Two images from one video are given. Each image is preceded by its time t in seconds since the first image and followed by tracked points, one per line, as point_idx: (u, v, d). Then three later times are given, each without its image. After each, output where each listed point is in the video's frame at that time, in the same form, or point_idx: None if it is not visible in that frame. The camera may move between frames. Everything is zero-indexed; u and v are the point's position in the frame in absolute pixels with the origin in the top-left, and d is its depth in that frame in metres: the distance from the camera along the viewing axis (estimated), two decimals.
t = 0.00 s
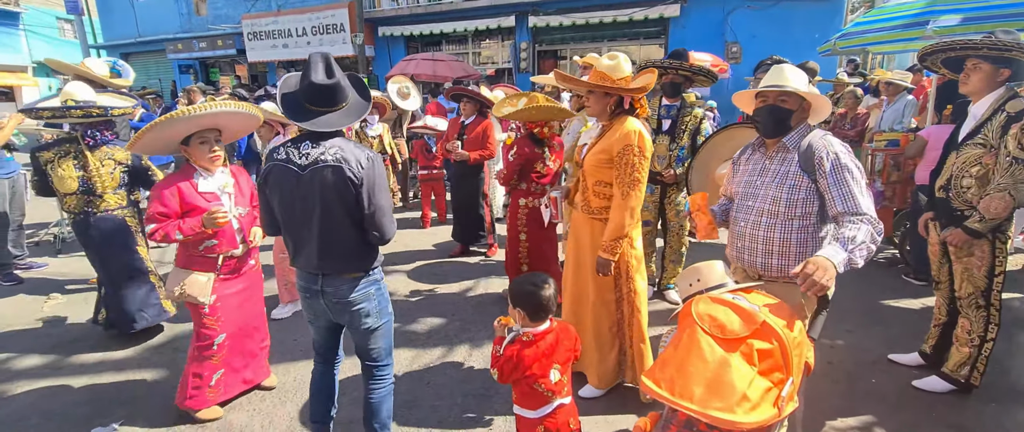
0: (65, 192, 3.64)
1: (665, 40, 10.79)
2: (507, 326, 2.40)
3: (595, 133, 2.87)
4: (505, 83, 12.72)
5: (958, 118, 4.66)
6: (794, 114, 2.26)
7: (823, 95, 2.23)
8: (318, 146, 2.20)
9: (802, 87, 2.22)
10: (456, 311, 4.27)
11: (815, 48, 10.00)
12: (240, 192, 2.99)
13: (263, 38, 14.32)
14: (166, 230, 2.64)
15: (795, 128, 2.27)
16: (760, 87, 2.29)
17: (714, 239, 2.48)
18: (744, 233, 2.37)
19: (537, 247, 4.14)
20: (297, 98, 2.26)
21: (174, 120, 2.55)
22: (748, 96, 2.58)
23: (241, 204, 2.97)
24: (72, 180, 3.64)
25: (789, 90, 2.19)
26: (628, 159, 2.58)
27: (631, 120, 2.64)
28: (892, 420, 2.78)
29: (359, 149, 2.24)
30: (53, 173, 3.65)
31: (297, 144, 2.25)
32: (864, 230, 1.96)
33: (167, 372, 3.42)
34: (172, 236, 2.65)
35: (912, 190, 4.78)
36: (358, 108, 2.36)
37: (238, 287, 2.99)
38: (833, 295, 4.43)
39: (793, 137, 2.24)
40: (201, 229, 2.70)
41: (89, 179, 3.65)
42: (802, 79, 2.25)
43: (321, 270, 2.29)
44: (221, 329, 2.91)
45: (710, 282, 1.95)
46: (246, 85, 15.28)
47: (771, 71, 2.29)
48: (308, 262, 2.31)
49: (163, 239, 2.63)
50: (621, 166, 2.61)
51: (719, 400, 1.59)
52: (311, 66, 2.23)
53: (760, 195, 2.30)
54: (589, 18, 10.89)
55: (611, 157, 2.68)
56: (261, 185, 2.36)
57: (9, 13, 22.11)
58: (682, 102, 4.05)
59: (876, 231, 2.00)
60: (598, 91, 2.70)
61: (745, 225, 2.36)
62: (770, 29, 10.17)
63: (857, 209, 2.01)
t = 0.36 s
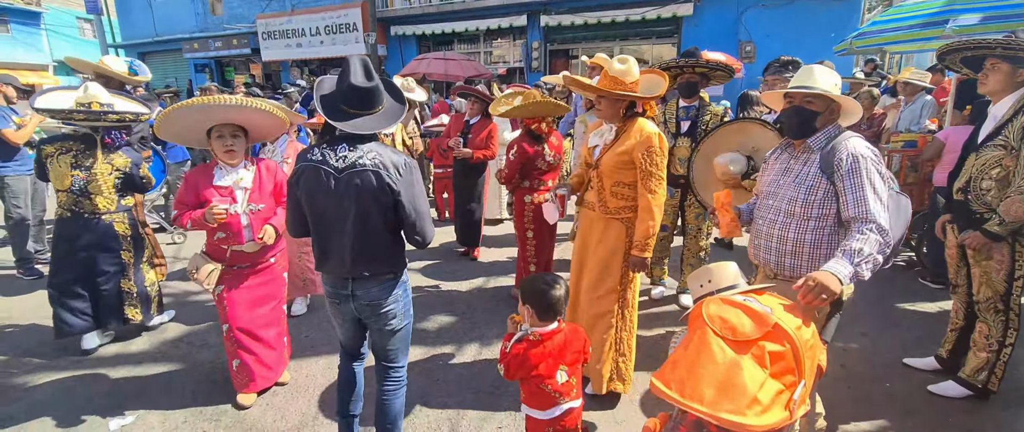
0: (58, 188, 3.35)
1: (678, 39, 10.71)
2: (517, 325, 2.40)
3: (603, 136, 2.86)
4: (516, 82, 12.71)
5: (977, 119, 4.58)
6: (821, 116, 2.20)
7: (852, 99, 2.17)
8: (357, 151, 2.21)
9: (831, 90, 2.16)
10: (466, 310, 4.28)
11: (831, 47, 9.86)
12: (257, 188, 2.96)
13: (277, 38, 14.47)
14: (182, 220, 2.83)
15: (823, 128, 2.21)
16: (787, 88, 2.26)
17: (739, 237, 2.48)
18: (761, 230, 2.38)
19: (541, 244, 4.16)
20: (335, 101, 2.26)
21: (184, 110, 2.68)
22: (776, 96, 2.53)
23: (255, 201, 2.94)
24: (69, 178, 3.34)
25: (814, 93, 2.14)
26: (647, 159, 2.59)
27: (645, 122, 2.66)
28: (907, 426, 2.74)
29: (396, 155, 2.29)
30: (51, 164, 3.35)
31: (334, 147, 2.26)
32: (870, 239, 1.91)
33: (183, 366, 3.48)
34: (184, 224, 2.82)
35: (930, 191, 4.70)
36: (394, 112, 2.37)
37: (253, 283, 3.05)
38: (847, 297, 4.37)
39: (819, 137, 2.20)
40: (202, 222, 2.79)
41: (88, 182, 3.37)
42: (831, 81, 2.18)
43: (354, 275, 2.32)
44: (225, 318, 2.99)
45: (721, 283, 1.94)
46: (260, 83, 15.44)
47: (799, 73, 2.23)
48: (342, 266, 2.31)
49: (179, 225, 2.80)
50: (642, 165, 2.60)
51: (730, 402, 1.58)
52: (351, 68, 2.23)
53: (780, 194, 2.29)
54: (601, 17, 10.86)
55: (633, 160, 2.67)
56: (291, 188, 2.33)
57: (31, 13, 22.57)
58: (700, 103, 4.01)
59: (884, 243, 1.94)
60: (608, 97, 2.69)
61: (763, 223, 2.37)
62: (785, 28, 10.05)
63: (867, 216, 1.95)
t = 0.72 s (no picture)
0: (74, 186, 3.39)
1: (694, 38, 10.60)
2: (543, 319, 2.41)
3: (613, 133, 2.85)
4: (530, 81, 12.70)
5: (1004, 118, 4.46)
6: (852, 118, 2.15)
7: (886, 102, 2.10)
8: (373, 150, 2.30)
9: (864, 92, 2.10)
10: (478, 308, 4.30)
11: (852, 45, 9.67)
12: (266, 185, 3.01)
13: (294, 37, 14.65)
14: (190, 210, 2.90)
15: (855, 132, 2.16)
16: (816, 90, 2.23)
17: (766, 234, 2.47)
18: (791, 233, 2.38)
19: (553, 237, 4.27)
20: (339, 99, 2.29)
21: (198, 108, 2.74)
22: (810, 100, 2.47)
23: (261, 198, 2.98)
24: (84, 175, 3.38)
25: (844, 95, 2.10)
26: (659, 154, 2.60)
27: (655, 118, 2.67)
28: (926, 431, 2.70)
29: (409, 154, 2.42)
30: (64, 164, 3.39)
31: (345, 146, 2.29)
32: (889, 247, 1.87)
33: (201, 360, 3.55)
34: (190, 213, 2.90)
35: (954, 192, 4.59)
36: (396, 111, 2.44)
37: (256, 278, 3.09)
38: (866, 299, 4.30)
39: (850, 142, 2.15)
40: (208, 215, 2.85)
41: (103, 177, 3.41)
42: (866, 82, 2.11)
43: (370, 267, 2.36)
44: (234, 309, 3.10)
45: (737, 284, 1.93)
46: (277, 82, 15.64)
47: (831, 73, 2.18)
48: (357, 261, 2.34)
49: (187, 215, 2.88)
50: (653, 160, 2.61)
51: (743, 403, 1.57)
52: (356, 69, 2.28)
53: (811, 197, 2.28)
54: (616, 16, 10.80)
55: (644, 157, 2.67)
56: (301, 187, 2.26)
57: (57, 13, 23.12)
58: (717, 99, 3.94)
59: (903, 252, 1.88)
60: (621, 91, 2.68)
61: (793, 225, 2.36)
62: (804, 26, 9.91)
63: (887, 224, 1.91)
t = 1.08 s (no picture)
0: (120, 188, 3.39)
1: (715, 36, 10.45)
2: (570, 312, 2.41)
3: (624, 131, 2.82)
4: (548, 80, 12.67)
5: None
6: (883, 118, 2.11)
7: (921, 100, 2.06)
8: (393, 138, 2.49)
9: (899, 91, 2.05)
10: (494, 307, 4.30)
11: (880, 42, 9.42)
12: (285, 183, 3.05)
13: (315, 37, 14.85)
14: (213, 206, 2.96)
15: (886, 133, 2.11)
16: (847, 89, 2.18)
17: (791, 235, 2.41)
18: (815, 236, 2.34)
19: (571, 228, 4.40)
20: (339, 89, 2.36)
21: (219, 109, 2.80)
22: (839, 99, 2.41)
23: (281, 195, 3.03)
24: (127, 176, 3.37)
25: (879, 95, 2.04)
26: (661, 153, 2.51)
27: (664, 115, 2.58)
28: None
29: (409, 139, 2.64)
30: (104, 168, 3.36)
31: (368, 135, 2.40)
32: (915, 254, 1.82)
33: (222, 353, 3.63)
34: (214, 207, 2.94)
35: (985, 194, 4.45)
36: (393, 97, 2.58)
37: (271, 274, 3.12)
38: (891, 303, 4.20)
39: (880, 146, 2.10)
40: (230, 209, 2.90)
41: (145, 173, 3.40)
42: (900, 78, 2.06)
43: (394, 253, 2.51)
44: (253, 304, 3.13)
45: (757, 286, 1.91)
46: (298, 81, 15.87)
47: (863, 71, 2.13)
48: (388, 243, 2.45)
49: (209, 210, 2.94)
50: (653, 159, 2.53)
51: (762, 405, 1.55)
52: (355, 62, 2.33)
53: (838, 199, 2.23)
54: (636, 13, 10.71)
55: (644, 155, 2.62)
56: (334, 181, 2.24)
57: (88, 14, 23.80)
58: (725, 100, 3.85)
59: (930, 260, 1.83)
60: (629, 86, 2.64)
61: (818, 228, 2.32)
62: (829, 23, 9.69)
63: (914, 231, 1.86)
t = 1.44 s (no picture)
0: (145, 183, 3.39)
1: (730, 35, 10.34)
2: (583, 312, 2.40)
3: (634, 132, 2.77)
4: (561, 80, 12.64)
5: None
6: (889, 121, 2.06)
7: (927, 103, 1.99)
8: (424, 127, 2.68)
9: (904, 92, 2.01)
10: (505, 306, 4.31)
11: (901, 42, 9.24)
12: (311, 180, 3.09)
13: (330, 35, 14.97)
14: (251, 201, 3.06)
15: (893, 135, 2.08)
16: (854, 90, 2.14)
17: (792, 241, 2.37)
18: (820, 243, 2.27)
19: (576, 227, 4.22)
20: (362, 83, 2.48)
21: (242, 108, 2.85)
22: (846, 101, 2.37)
23: (306, 193, 3.06)
24: (151, 171, 3.38)
25: (882, 97, 2.01)
26: (658, 157, 2.46)
27: (670, 117, 2.52)
28: None
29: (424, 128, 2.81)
30: (128, 164, 3.36)
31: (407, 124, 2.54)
32: (942, 258, 1.79)
33: (235, 346, 3.68)
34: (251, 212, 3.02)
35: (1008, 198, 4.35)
36: (410, 93, 2.71)
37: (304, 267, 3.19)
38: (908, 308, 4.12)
39: (890, 147, 2.06)
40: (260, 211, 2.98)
41: (172, 168, 3.42)
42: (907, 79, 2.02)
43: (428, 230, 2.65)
44: (281, 296, 3.21)
45: (771, 289, 1.89)
46: (313, 79, 16.01)
47: (870, 74, 2.09)
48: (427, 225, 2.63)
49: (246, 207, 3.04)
50: (651, 163, 2.49)
51: (773, 410, 1.53)
52: (377, 59, 2.51)
53: (845, 205, 2.17)
54: (650, 12, 10.63)
55: (643, 158, 2.57)
56: (399, 170, 2.38)
57: (109, 12, 24.26)
58: (723, 98, 3.64)
59: (956, 265, 1.80)
60: (635, 89, 2.60)
61: (824, 234, 2.26)
62: (848, 23, 9.54)
63: (939, 235, 1.82)
